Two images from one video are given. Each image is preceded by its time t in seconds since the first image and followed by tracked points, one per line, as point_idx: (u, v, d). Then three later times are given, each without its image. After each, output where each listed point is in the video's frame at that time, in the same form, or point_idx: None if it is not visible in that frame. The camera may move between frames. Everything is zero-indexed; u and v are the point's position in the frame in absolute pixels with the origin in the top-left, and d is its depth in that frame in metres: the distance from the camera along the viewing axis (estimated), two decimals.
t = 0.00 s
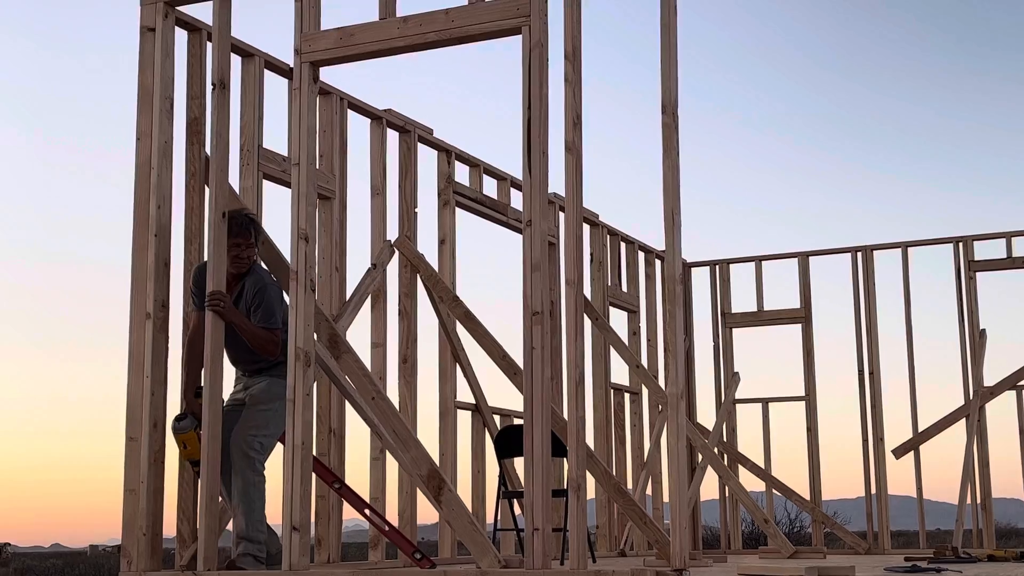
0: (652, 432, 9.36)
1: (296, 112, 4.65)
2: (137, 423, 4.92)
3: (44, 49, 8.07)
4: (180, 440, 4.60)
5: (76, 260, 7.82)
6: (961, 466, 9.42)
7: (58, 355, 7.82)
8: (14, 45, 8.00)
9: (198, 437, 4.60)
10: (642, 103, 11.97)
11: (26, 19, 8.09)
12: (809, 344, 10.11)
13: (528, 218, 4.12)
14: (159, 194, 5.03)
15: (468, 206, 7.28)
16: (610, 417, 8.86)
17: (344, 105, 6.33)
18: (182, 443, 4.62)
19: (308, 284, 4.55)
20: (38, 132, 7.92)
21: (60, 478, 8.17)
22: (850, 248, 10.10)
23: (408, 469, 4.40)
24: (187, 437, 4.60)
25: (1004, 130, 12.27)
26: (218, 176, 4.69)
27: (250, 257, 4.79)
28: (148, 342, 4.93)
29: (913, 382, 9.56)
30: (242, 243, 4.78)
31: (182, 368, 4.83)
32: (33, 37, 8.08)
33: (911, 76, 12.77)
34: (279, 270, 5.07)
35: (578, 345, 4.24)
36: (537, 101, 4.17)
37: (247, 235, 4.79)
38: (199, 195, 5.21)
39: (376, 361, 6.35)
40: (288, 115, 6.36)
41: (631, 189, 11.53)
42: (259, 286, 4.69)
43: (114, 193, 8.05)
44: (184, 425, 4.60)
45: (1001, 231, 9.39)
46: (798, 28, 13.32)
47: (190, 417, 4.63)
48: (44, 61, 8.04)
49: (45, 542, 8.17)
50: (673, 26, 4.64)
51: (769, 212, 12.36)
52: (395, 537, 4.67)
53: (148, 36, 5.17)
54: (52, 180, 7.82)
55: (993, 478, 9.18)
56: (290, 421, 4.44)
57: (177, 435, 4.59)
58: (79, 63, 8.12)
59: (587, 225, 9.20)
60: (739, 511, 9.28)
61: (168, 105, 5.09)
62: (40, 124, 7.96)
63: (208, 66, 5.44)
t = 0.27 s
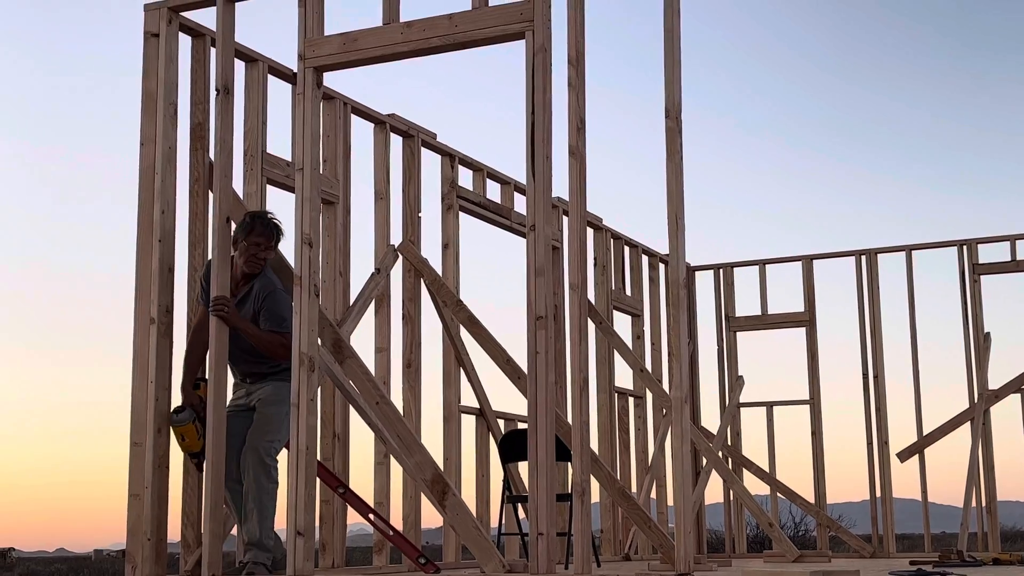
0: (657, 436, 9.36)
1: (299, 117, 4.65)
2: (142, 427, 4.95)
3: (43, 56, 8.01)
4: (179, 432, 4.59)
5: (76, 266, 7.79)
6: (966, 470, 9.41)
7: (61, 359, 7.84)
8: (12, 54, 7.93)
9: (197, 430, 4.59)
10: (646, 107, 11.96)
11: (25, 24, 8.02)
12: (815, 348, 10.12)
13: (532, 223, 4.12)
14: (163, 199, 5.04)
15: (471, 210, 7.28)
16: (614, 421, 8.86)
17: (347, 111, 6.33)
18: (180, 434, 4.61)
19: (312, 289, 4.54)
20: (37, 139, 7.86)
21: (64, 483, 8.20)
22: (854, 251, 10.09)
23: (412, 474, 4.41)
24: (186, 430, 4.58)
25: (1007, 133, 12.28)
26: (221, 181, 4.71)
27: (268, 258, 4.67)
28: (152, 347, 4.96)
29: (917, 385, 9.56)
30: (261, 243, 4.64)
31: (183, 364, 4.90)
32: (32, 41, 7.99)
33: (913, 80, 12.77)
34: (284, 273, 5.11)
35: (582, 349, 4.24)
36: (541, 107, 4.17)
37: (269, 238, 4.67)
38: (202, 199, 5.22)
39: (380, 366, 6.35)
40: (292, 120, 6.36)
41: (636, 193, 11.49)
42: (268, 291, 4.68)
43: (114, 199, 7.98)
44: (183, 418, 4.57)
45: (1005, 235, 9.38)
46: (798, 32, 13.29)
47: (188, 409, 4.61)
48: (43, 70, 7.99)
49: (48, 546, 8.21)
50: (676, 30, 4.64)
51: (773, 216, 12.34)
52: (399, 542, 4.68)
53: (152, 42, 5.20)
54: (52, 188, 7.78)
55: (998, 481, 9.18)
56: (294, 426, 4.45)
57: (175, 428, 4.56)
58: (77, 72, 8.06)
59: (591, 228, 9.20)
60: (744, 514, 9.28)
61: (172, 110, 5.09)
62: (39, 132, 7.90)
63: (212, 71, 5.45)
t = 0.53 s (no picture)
0: (660, 439, 9.36)
1: (303, 122, 4.65)
2: (146, 431, 4.96)
3: (45, 65, 8.06)
4: (184, 425, 4.66)
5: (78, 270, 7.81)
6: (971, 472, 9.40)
7: (67, 362, 7.87)
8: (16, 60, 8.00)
9: (201, 425, 4.65)
10: (649, 109, 11.96)
11: (27, 32, 8.06)
12: (819, 351, 10.10)
13: (535, 226, 4.12)
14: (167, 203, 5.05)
15: (475, 214, 7.29)
16: (618, 424, 8.86)
17: (352, 114, 6.33)
18: (185, 427, 4.68)
19: (316, 293, 4.55)
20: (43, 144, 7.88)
21: (68, 489, 8.19)
22: (858, 253, 10.09)
23: (416, 477, 4.41)
24: (190, 423, 4.65)
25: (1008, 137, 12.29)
26: (226, 186, 4.74)
27: (282, 259, 4.68)
28: (156, 350, 4.96)
29: (921, 388, 9.56)
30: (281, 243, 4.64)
31: (184, 360, 4.92)
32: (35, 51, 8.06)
33: (913, 86, 12.78)
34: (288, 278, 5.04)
35: (586, 352, 4.24)
36: (543, 111, 4.18)
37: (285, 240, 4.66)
38: (207, 203, 5.22)
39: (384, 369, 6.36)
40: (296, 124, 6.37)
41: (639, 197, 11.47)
42: (282, 291, 4.66)
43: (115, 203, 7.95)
44: (188, 411, 4.64)
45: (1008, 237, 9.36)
46: (796, 39, 13.30)
47: (194, 402, 4.67)
48: (48, 76, 8.03)
49: (53, 551, 8.23)
50: (679, 33, 4.64)
51: (776, 218, 12.33)
52: (403, 546, 4.67)
53: (156, 46, 5.19)
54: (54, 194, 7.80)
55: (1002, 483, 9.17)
56: (298, 429, 4.45)
57: (180, 421, 4.63)
58: (80, 76, 8.09)
59: (595, 231, 9.20)
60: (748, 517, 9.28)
61: (176, 115, 5.10)
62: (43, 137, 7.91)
63: (215, 75, 5.45)
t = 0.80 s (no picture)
0: (664, 441, 9.35)
1: (306, 124, 4.66)
2: (149, 433, 4.97)
3: (45, 69, 8.04)
4: (187, 419, 4.62)
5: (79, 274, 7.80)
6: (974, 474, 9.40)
7: (72, 366, 7.88)
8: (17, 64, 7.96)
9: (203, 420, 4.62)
10: (651, 112, 11.96)
11: (27, 36, 8.04)
12: (821, 352, 10.02)
13: (538, 228, 4.12)
14: (170, 206, 5.06)
15: (478, 215, 7.29)
16: (621, 426, 8.85)
17: (354, 116, 6.34)
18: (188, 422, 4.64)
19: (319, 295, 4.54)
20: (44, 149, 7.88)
21: (71, 492, 8.16)
22: (860, 255, 10.09)
23: (419, 479, 4.41)
24: (193, 418, 4.61)
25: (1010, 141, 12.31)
26: (229, 188, 4.77)
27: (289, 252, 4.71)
28: (160, 353, 4.97)
29: (925, 389, 9.54)
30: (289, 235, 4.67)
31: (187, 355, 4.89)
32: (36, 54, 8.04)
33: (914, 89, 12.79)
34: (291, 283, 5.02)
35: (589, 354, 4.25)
36: (546, 112, 4.18)
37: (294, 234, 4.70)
38: (209, 206, 5.22)
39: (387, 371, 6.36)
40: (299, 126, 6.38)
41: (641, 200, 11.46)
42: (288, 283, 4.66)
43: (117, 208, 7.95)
44: (191, 406, 4.61)
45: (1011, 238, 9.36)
46: (796, 43, 13.29)
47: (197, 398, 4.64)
48: (47, 82, 8.03)
49: (57, 553, 8.20)
50: (682, 35, 4.65)
51: (779, 220, 12.30)
52: (406, 547, 4.67)
53: (159, 49, 5.19)
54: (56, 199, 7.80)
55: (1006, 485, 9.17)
56: (301, 431, 4.45)
57: (183, 415, 4.59)
58: (79, 81, 8.09)
59: (597, 233, 9.19)
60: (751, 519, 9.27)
61: (178, 117, 5.11)
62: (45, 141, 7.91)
63: (218, 77, 5.45)
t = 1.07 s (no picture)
0: (666, 443, 9.34)
1: (309, 126, 4.66)
2: (152, 435, 4.98)
3: (48, 71, 8.06)
4: (187, 423, 4.75)
5: (83, 274, 7.76)
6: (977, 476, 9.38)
7: (74, 368, 7.86)
8: (15, 69, 8.03)
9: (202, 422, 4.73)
10: (652, 113, 11.96)
11: (28, 39, 8.08)
12: (825, 354, 10.08)
13: (540, 230, 4.12)
14: (173, 207, 5.07)
15: (481, 218, 7.29)
16: (623, 428, 8.85)
17: (356, 118, 6.34)
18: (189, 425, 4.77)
19: (322, 297, 4.54)
20: (46, 151, 7.88)
21: (75, 492, 8.17)
22: (863, 256, 10.09)
23: (422, 481, 4.42)
24: (193, 421, 4.74)
25: (1012, 143, 12.32)
26: (231, 190, 4.77)
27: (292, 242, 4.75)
28: (162, 355, 4.98)
29: (927, 390, 9.55)
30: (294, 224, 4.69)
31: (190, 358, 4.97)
32: (38, 58, 8.08)
33: (916, 91, 12.79)
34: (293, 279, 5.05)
35: (591, 356, 4.26)
36: (548, 114, 4.18)
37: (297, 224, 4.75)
38: (212, 208, 5.22)
39: (389, 373, 6.35)
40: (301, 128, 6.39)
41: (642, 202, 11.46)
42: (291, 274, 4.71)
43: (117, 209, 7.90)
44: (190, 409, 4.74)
45: (1014, 240, 9.35)
46: (797, 45, 13.28)
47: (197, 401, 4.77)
48: (48, 85, 8.05)
49: (60, 555, 8.29)
50: (684, 37, 4.64)
51: (781, 220, 12.30)
52: (408, 549, 4.68)
53: (161, 51, 5.20)
54: (56, 201, 7.78)
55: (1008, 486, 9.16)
56: (303, 433, 4.46)
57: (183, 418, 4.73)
58: (82, 85, 8.07)
59: (600, 235, 9.19)
60: (754, 521, 9.27)
61: (181, 120, 5.12)
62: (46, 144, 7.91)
63: (220, 79, 5.45)
